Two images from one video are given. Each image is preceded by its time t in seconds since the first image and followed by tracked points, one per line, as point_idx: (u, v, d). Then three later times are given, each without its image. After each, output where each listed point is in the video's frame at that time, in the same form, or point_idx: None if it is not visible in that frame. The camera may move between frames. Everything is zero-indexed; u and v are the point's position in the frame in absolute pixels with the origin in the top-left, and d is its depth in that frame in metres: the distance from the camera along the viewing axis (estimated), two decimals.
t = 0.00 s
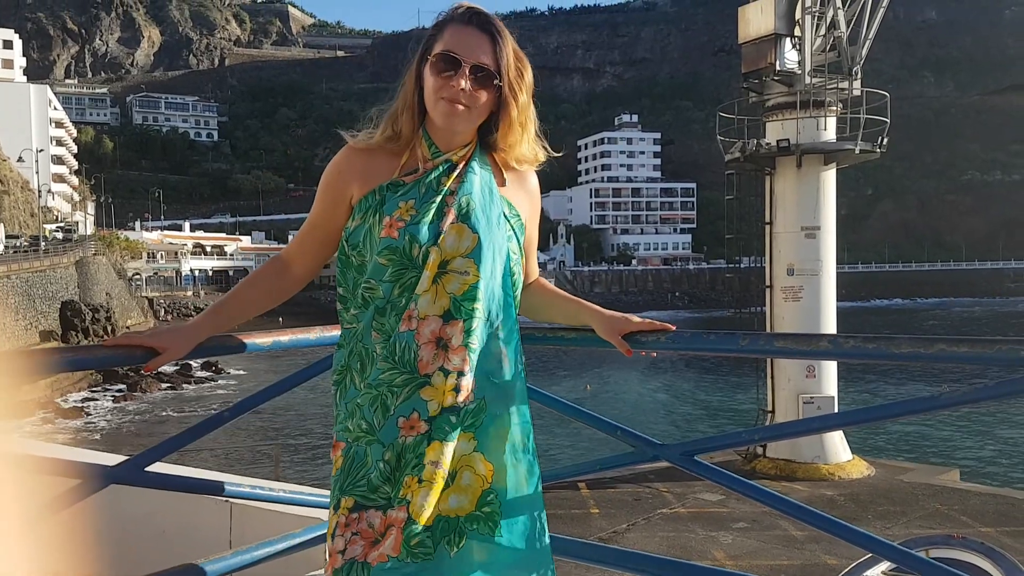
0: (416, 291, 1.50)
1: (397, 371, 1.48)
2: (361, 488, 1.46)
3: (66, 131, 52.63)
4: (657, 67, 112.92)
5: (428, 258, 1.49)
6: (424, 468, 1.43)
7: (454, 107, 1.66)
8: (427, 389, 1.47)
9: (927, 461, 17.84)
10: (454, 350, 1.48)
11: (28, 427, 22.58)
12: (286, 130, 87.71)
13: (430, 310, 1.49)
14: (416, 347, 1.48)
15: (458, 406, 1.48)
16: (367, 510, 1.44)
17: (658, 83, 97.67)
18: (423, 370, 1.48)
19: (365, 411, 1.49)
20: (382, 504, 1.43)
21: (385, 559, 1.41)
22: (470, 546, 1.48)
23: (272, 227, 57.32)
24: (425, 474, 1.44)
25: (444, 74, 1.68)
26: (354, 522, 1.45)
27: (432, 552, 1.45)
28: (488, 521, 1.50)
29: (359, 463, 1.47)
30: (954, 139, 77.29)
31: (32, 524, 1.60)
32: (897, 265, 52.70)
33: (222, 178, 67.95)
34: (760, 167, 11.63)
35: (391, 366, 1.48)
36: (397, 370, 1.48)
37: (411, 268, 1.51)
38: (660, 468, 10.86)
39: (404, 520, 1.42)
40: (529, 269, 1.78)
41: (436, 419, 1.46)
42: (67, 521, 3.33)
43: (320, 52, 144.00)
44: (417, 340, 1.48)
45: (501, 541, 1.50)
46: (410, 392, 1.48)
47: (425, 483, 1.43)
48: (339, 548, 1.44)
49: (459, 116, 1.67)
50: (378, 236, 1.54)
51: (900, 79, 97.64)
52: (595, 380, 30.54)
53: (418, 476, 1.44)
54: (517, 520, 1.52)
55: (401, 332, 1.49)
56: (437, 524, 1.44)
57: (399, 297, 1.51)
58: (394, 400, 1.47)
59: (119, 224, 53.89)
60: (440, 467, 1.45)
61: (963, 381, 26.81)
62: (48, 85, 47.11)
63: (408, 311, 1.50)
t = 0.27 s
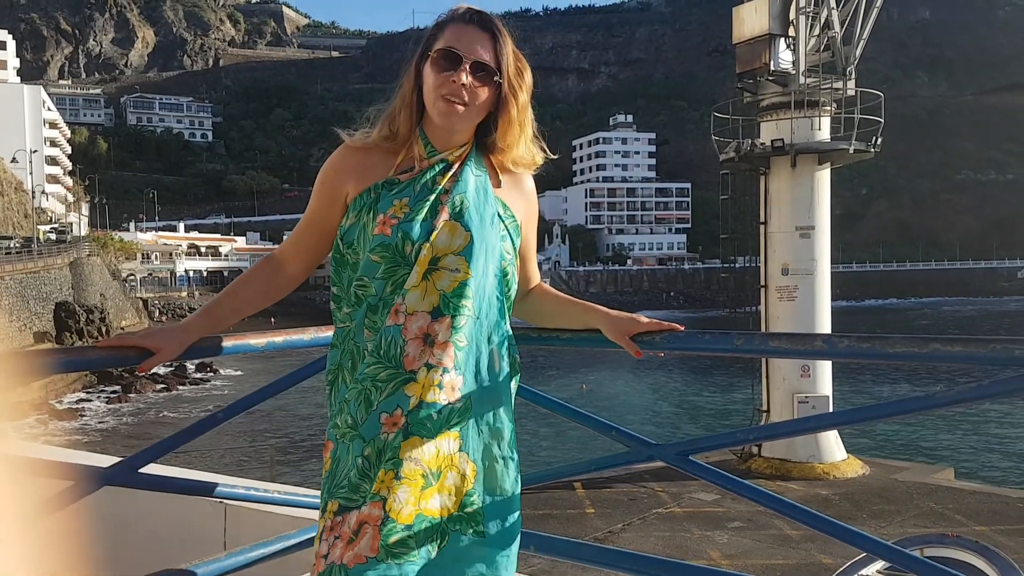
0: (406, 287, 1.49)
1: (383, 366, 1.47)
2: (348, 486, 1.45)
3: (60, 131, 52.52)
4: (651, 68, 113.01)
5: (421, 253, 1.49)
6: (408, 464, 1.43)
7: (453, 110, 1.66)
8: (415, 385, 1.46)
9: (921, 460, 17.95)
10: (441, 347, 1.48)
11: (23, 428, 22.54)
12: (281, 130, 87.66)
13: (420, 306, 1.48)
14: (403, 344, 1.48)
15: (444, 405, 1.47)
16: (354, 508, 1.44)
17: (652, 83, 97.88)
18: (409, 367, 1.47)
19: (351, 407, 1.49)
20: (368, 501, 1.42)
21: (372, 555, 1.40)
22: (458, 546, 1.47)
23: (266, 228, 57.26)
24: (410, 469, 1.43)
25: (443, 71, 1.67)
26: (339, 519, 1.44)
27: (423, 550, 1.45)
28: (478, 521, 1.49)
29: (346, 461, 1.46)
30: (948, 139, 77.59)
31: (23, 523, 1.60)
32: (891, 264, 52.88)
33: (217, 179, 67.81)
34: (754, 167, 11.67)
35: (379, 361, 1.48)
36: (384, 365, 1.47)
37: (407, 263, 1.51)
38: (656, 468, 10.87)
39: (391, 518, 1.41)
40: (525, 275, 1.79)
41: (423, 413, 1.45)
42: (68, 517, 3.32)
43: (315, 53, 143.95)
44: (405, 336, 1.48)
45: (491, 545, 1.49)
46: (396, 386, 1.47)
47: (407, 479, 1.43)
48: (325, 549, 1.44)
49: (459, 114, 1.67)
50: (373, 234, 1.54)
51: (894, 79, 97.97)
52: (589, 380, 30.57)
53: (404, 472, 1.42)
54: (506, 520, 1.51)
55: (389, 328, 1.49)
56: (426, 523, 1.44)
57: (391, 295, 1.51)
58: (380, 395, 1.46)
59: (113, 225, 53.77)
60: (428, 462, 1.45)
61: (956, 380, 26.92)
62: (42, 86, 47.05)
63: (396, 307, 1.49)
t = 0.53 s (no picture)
0: (396, 283, 1.49)
1: (372, 363, 1.47)
2: (339, 481, 1.45)
3: (55, 129, 52.33)
4: (648, 64, 112.93)
5: (410, 251, 1.49)
6: (396, 462, 1.43)
7: (443, 104, 1.65)
8: (402, 382, 1.45)
9: (918, 456, 17.98)
10: (427, 342, 1.47)
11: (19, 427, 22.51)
12: (276, 127, 87.46)
13: (409, 302, 1.49)
14: (392, 342, 1.48)
15: (435, 400, 1.47)
16: (345, 506, 1.44)
17: (649, 80, 97.88)
18: (399, 363, 1.47)
19: (341, 404, 1.49)
20: (355, 502, 1.43)
21: (361, 554, 1.41)
22: (449, 544, 1.47)
23: (262, 226, 57.16)
24: (402, 466, 1.44)
25: (432, 65, 1.67)
26: (328, 517, 1.45)
27: (413, 548, 1.45)
28: (468, 519, 1.49)
29: (336, 456, 1.47)
30: (943, 136, 77.73)
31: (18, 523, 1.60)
32: (887, 261, 52.98)
33: (212, 176, 67.58)
34: (750, 163, 11.66)
35: (368, 359, 1.48)
36: (373, 361, 1.48)
37: (398, 260, 1.50)
38: (652, 464, 10.87)
39: (379, 515, 1.42)
40: (520, 269, 1.78)
41: (409, 410, 1.45)
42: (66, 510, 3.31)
43: (311, 50, 143.68)
44: (394, 333, 1.48)
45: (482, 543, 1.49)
46: (385, 385, 1.46)
47: (395, 477, 1.43)
48: (316, 547, 1.44)
49: (448, 108, 1.66)
50: (364, 232, 1.53)
51: (890, 76, 98.08)
52: (586, 377, 30.58)
53: (390, 467, 1.44)
54: (497, 518, 1.52)
55: (379, 325, 1.49)
56: (418, 518, 1.44)
57: (383, 293, 1.50)
58: (370, 395, 1.46)
59: (109, 223, 53.63)
60: (417, 458, 1.45)
61: (953, 376, 26.98)
62: (37, 83, 46.88)
63: (386, 301, 1.49)
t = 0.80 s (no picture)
0: (388, 279, 1.49)
1: (367, 359, 1.47)
2: (336, 477, 1.45)
3: (52, 128, 52.22)
4: (645, 63, 112.91)
5: (399, 247, 1.49)
6: (395, 454, 1.44)
7: (426, 100, 1.65)
8: (397, 376, 1.46)
9: (916, 453, 18.02)
10: (422, 335, 1.47)
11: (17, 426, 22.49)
12: (274, 126, 87.39)
13: (401, 297, 1.48)
14: (385, 337, 1.48)
15: (427, 393, 1.47)
16: (345, 497, 1.44)
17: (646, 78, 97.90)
18: (392, 357, 1.47)
19: (338, 401, 1.50)
20: (357, 495, 1.42)
21: (364, 546, 1.40)
22: (448, 535, 1.47)
23: (260, 225, 57.08)
24: (398, 459, 1.44)
25: (408, 62, 1.66)
26: (329, 512, 1.44)
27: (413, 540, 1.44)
28: (461, 509, 1.49)
29: (334, 453, 1.47)
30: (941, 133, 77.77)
31: (17, 518, 1.60)
32: (884, 259, 53.06)
33: (210, 175, 67.47)
34: (747, 161, 11.68)
35: (363, 354, 1.48)
36: (367, 357, 1.48)
37: (388, 257, 1.50)
38: (651, 462, 10.87)
39: (382, 508, 1.41)
40: (512, 265, 1.77)
41: (406, 403, 1.45)
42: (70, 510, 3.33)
43: (308, 48, 143.52)
44: (387, 329, 1.48)
45: (483, 533, 1.50)
46: (380, 379, 1.46)
47: (397, 469, 1.43)
48: (322, 541, 1.44)
49: (431, 104, 1.66)
50: (352, 232, 1.53)
51: (888, 74, 98.15)
52: (585, 375, 30.55)
53: (391, 461, 1.43)
54: (497, 509, 1.53)
55: (371, 322, 1.49)
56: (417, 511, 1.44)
57: (374, 289, 1.50)
58: (365, 388, 1.47)
59: (106, 222, 53.52)
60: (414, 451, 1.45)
61: (951, 373, 27.03)
62: (34, 82, 46.76)
63: (378, 299, 1.49)
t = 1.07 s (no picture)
0: (384, 284, 1.49)
1: (370, 364, 1.47)
2: (344, 480, 1.45)
3: (50, 127, 52.19)
4: (644, 61, 112.77)
5: (396, 249, 1.49)
6: (402, 454, 1.43)
7: (413, 107, 1.65)
8: (401, 377, 1.46)
9: (915, 451, 18.04)
10: (425, 337, 1.47)
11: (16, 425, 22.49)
12: (273, 124, 87.38)
13: (400, 300, 1.48)
14: (386, 339, 1.47)
15: (434, 392, 1.47)
16: (353, 503, 1.44)
17: (645, 76, 97.91)
18: (393, 360, 1.47)
19: (344, 406, 1.49)
20: (367, 495, 1.42)
21: (376, 546, 1.40)
22: (455, 534, 1.47)
23: (258, 224, 57.03)
24: (405, 458, 1.43)
25: (394, 67, 1.65)
26: (340, 513, 1.43)
27: (421, 539, 1.44)
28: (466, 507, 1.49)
29: (343, 458, 1.47)
30: (939, 131, 77.80)
31: (21, 521, 1.59)
32: (883, 257, 53.13)
33: (208, 174, 67.37)
34: (746, 160, 11.67)
35: (365, 359, 1.48)
36: (369, 361, 1.48)
37: (385, 260, 1.50)
38: (649, 460, 10.87)
39: (390, 510, 1.41)
40: (508, 267, 1.76)
41: (413, 403, 1.45)
42: (65, 509, 3.29)
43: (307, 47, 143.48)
44: (387, 332, 1.47)
45: (491, 534, 1.50)
46: (382, 382, 1.47)
47: (403, 470, 1.43)
48: (331, 542, 1.45)
49: (419, 109, 1.66)
50: (349, 235, 1.52)
51: (886, 71, 98.16)
52: (583, 374, 30.53)
53: (399, 462, 1.43)
54: (502, 509, 1.53)
55: (372, 323, 1.48)
56: (423, 510, 1.44)
57: (372, 294, 1.51)
58: (369, 392, 1.46)
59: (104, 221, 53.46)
60: (420, 451, 1.45)
61: (950, 371, 27.06)
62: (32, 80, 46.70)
63: (378, 303, 1.49)
